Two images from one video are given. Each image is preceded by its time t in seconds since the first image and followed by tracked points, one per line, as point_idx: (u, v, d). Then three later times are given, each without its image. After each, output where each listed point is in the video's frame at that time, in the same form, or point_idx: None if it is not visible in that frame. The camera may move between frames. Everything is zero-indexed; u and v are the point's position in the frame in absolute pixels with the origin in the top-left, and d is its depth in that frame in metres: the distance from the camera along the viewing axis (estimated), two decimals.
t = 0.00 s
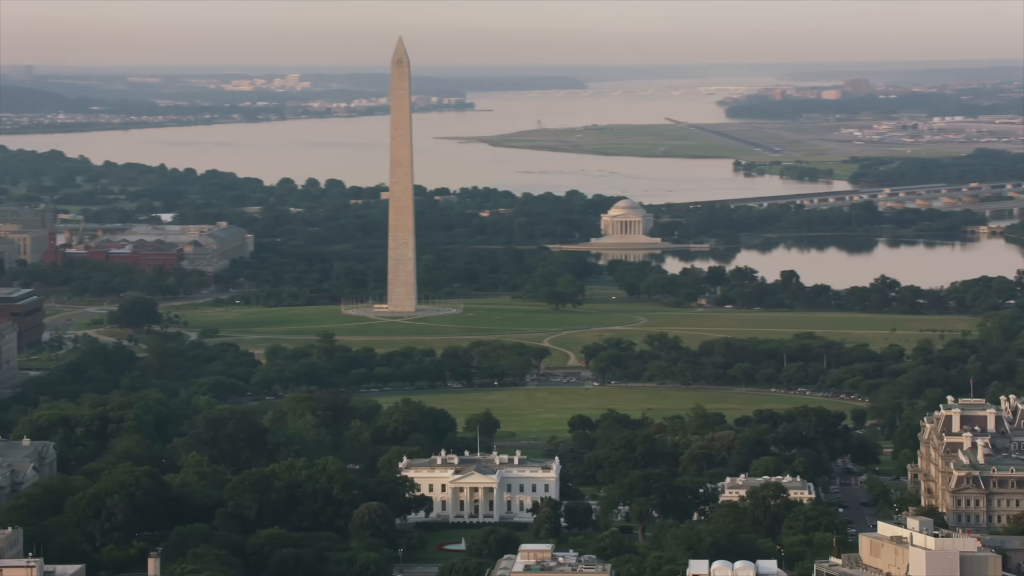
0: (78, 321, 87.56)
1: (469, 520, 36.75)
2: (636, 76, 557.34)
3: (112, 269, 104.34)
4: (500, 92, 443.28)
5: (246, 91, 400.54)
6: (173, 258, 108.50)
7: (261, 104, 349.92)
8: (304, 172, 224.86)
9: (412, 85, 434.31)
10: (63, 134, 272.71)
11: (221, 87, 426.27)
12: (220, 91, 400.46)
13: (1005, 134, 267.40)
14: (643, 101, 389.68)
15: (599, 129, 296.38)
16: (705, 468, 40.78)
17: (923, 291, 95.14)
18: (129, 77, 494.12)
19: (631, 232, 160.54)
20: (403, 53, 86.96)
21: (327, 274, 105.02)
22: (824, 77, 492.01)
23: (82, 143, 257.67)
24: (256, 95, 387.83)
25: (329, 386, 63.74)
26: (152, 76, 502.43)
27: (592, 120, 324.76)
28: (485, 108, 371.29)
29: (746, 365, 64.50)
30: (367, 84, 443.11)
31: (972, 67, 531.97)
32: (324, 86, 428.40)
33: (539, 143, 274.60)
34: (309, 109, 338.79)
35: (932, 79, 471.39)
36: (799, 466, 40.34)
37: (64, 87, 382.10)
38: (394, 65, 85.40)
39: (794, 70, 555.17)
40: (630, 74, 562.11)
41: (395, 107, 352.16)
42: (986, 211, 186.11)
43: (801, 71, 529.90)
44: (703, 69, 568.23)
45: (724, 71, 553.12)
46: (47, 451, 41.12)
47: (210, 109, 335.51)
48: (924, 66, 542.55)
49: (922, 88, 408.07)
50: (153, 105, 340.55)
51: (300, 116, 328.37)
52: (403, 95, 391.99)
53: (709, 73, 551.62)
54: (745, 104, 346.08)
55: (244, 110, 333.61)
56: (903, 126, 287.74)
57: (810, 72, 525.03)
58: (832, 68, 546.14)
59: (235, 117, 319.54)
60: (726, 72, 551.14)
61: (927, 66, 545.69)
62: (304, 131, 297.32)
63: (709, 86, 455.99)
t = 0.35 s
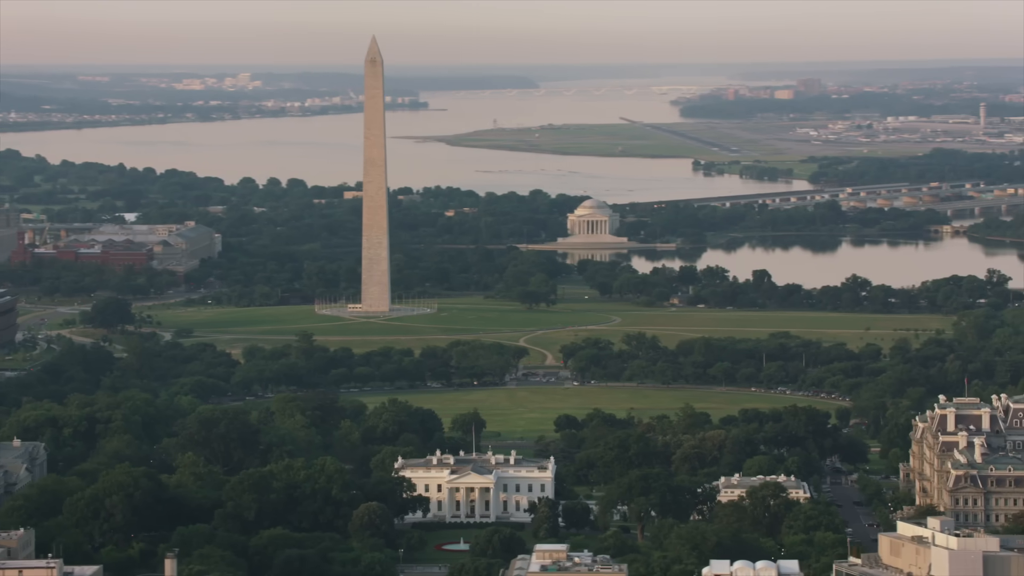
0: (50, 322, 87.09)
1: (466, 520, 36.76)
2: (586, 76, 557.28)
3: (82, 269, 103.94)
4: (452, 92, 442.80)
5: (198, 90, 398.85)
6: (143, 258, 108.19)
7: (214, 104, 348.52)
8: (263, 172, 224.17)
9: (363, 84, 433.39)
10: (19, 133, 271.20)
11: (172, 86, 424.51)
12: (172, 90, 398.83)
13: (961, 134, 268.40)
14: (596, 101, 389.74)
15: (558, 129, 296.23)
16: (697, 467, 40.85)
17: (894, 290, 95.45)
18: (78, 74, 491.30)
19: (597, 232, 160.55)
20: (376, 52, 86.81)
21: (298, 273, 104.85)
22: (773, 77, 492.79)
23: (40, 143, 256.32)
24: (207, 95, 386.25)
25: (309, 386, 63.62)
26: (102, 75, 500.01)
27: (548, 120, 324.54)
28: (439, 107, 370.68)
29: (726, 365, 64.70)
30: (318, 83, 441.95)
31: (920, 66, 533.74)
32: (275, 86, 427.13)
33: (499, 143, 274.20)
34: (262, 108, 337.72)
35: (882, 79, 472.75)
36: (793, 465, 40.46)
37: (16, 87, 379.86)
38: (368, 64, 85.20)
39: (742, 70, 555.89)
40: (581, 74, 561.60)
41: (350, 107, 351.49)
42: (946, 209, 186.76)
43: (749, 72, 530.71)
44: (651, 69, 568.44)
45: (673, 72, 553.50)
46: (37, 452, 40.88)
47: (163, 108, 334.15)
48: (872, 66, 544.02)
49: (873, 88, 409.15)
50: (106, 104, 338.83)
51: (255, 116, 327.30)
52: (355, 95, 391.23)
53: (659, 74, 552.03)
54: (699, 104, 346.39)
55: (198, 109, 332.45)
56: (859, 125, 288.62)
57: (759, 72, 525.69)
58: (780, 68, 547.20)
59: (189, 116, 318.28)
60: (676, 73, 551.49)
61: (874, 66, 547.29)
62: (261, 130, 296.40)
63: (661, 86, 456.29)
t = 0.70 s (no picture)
0: (28, 322, 86.61)
1: (471, 520, 36.77)
2: (541, 75, 557.01)
3: (57, 269, 103.71)
4: (408, 91, 442.04)
5: (154, 89, 397.26)
6: (118, 258, 107.98)
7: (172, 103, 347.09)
8: (227, 172, 223.45)
9: (318, 83, 432.26)
10: None
11: (127, 85, 422.64)
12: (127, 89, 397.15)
13: (923, 133, 269.17)
14: (555, 100, 389.70)
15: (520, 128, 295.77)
16: (697, 467, 40.90)
17: (872, 289, 95.67)
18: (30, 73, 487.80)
19: (569, 232, 160.39)
20: (356, 51, 87.12)
21: (275, 273, 104.75)
22: (727, 78, 493.11)
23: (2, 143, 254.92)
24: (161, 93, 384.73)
25: (296, 385, 63.41)
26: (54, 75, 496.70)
27: (508, 120, 323.96)
28: (397, 107, 369.64)
29: (713, 364, 64.89)
30: (273, 81, 440.53)
31: (873, 67, 534.94)
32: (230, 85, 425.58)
33: (462, 142, 273.84)
34: (220, 108, 336.47)
35: (837, 79, 473.69)
36: (794, 466, 40.59)
37: None
38: (347, 62, 85.23)
39: (695, 70, 556.41)
40: (536, 74, 560.40)
41: (309, 108, 350.25)
42: (912, 208, 187.23)
43: (703, 72, 531.02)
44: (603, 68, 568.24)
45: (627, 72, 553.45)
46: (36, 453, 40.73)
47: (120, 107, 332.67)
48: (825, 66, 545.05)
49: (829, 87, 410.04)
50: (64, 103, 337.01)
51: (213, 115, 325.90)
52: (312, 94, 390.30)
53: (614, 74, 552.19)
54: (659, 104, 346.46)
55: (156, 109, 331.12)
56: (820, 125, 289.32)
57: (713, 72, 526.15)
58: (735, 68, 548.02)
59: (146, 115, 316.89)
60: (630, 73, 551.61)
61: (828, 66, 548.30)
62: (221, 129, 295.41)
63: (617, 86, 456.38)
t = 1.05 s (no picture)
0: (6, 322, 86.13)
1: (473, 520, 36.77)
2: (497, 75, 556.46)
3: (33, 269, 103.39)
4: (365, 91, 441.18)
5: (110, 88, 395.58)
6: (94, 258, 107.72)
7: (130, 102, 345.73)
8: (192, 171, 222.80)
9: (275, 83, 431.02)
10: None
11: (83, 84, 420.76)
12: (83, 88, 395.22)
13: (885, 134, 269.82)
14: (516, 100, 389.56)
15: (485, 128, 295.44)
16: (696, 466, 40.97)
17: (850, 290, 95.86)
18: None
19: (542, 232, 160.28)
20: (336, 51, 87.10)
21: (253, 273, 104.63)
22: (683, 78, 493.10)
23: None
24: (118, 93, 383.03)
25: (282, 386, 63.30)
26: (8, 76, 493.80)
27: (470, 119, 323.47)
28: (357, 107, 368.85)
29: (699, 364, 65.04)
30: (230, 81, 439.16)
31: (828, 68, 535.86)
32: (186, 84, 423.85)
33: (426, 142, 273.63)
34: (180, 108, 335.34)
35: (793, 79, 474.26)
36: (793, 465, 40.69)
37: None
38: (327, 62, 85.15)
39: (651, 70, 556.68)
40: (492, 74, 559.56)
41: (270, 108, 349.18)
42: (881, 208, 187.63)
43: (660, 73, 531.14)
44: (557, 68, 567.67)
45: (584, 72, 553.17)
46: (34, 454, 40.54)
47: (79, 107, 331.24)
48: (780, 67, 545.84)
49: (787, 88, 411.19)
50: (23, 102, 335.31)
51: (172, 115, 324.75)
52: (270, 93, 389.27)
53: (570, 74, 552.06)
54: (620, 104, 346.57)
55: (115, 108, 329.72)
56: (782, 125, 289.94)
57: (669, 73, 526.57)
58: (691, 69, 548.42)
59: (105, 115, 315.53)
60: (586, 74, 551.46)
61: (784, 66, 549.07)
62: (183, 130, 294.45)
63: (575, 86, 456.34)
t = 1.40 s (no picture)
0: None
1: (477, 522, 36.76)
2: (449, 76, 555.73)
3: (8, 269, 103.20)
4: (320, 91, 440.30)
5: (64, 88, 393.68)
6: (69, 258, 107.54)
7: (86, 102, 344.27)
8: (154, 172, 222.11)
9: (229, 83, 430.04)
10: None
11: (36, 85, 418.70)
12: (37, 88, 393.25)
13: (845, 134, 270.49)
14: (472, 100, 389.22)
15: (447, 129, 295.37)
16: (696, 466, 41.02)
17: (826, 290, 96.02)
18: None
19: (512, 232, 160.37)
20: (314, 52, 86.82)
21: (229, 273, 104.60)
22: (636, 79, 493.05)
23: None
24: (73, 93, 381.23)
25: (268, 387, 63.12)
26: None
27: (429, 119, 323.33)
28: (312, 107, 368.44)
29: (684, 365, 65.19)
30: (183, 81, 437.72)
31: (780, 69, 536.55)
32: (140, 85, 422.18)
33: (388, 142, 273.37)
34: (136, 108, 333.88)
35: (747, 80, 474.96)
36: (793, 465, 40.77)
37: None
38: (304, 64, 85.08)
39: (605, 71, 556.66)
40: (444, 74, 559.86)
41: (225, 108, 348.58)
42: (847, 208, 188.09)
43: (614, 74, 531.20)
44: (511, 69, 568.20)
45: (538, 73, 552.94)
46: (33, 456, 40.34)
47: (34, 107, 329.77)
48: (733, 68, 546.52)
49: (743, 88, 412.01)
50: None
51: (127, 115, 323.89)
52: (226, 94, 387.97)
53: (522, 74, 551.71)
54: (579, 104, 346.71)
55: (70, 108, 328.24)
56: (742, 126, 290.41)
57: (622, 74, 526.71)
58: (644, 70, 548.62)
59: (62, 115, 314.13)
60: (539, 74, 551.03)
61: (736, 67, 549.87)
62: (142, 130, 293.34)
63: (530, 86, 456.26)
